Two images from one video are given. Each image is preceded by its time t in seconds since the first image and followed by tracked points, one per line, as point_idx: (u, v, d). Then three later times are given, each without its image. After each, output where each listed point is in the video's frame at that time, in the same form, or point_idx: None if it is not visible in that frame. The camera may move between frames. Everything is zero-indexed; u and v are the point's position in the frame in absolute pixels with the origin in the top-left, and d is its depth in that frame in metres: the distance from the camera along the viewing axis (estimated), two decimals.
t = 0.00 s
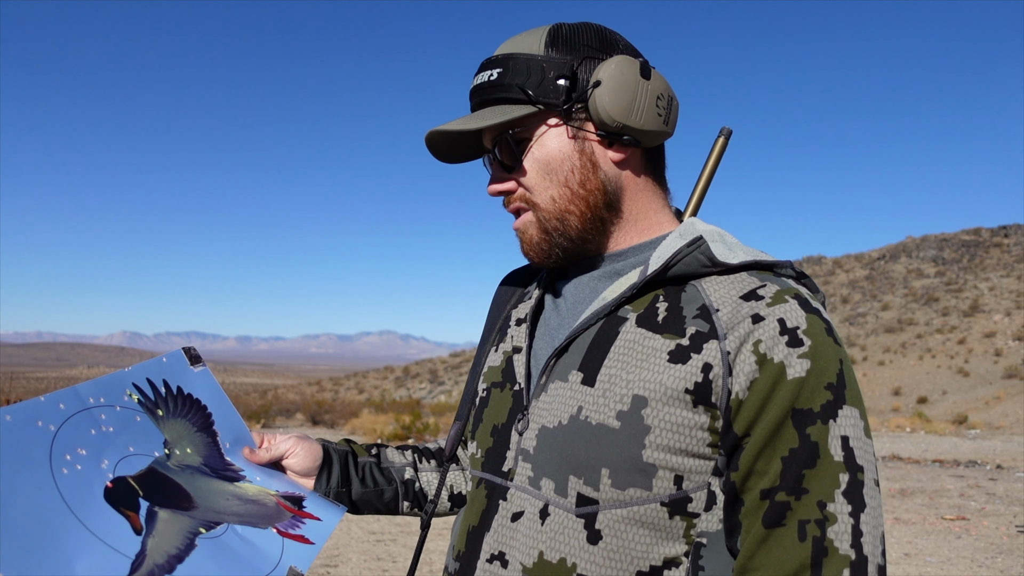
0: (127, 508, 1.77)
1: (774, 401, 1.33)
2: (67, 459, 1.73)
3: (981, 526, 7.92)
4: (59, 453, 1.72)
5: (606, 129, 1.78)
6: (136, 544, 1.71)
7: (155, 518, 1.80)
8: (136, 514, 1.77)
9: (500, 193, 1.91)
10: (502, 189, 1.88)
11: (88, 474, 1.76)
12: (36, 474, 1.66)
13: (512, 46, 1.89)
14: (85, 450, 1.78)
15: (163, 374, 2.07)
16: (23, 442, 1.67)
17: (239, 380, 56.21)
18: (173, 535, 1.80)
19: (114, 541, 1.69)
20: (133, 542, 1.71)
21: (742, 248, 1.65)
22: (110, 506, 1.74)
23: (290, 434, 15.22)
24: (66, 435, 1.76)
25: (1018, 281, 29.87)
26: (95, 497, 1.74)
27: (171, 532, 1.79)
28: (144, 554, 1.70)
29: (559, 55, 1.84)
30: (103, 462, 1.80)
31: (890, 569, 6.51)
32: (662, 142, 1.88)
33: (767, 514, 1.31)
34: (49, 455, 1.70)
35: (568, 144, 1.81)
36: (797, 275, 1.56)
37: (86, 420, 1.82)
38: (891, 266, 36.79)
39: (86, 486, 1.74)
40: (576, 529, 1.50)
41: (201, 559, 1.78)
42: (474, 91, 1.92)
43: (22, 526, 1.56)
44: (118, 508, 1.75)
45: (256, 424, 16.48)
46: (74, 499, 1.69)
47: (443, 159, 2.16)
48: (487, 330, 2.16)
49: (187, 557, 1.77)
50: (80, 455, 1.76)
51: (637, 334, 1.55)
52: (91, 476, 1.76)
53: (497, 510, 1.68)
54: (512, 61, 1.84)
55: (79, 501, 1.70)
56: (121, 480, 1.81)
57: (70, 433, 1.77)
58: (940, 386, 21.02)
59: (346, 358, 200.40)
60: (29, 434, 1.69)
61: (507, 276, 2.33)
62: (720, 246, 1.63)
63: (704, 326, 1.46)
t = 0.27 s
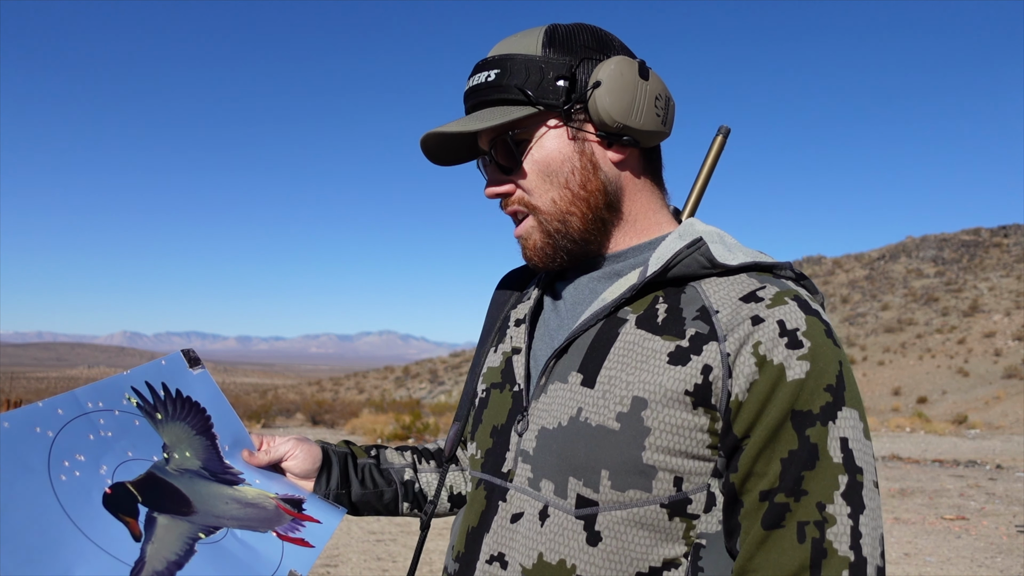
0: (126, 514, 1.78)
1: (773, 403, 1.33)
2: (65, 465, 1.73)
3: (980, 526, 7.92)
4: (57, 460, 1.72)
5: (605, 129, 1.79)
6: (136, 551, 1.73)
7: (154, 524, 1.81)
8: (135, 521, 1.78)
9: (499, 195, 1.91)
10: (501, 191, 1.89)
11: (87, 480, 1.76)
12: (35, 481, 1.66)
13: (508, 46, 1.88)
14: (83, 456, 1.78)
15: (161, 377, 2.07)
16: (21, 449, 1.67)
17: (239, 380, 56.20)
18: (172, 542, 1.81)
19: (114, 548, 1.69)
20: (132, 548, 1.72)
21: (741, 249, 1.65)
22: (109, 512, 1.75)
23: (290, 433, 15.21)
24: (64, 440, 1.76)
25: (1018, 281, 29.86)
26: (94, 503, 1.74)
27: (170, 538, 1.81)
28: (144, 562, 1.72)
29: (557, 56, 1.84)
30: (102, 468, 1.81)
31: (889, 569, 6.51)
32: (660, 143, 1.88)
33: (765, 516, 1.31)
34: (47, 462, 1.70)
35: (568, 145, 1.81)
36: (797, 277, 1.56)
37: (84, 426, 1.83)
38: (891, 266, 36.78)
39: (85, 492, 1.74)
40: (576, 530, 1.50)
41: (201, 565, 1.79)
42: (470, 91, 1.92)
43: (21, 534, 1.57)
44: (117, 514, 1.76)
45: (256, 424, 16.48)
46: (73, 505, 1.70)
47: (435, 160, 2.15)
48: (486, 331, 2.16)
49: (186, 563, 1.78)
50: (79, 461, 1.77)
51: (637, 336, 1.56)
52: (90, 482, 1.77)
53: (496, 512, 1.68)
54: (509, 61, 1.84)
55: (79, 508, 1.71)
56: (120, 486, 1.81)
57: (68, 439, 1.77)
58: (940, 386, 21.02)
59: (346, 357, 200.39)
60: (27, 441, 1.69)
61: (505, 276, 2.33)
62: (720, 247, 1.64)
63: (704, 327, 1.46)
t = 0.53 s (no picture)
0: (125, 513, 1.78)
1: (772, 403, 1.33)
2: (64, 464, 1.73)
3: (980, 526, 7.92)
4: (56, 458, 1.72)
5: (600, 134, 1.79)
6: (135, 550, 1.73)
7: (153, 523, 1.81)
8: (134, 519, 1.78)
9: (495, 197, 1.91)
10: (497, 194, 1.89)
11: (85, 478, 1.76)
12: (34, 479, 1.66)
13: (504, 49, 1.88)
14: (82, 454, 1.78)
15: (159, 376, 2.06)
16: (20, 447, 1.67)
17: (239, 380, 56.21)
18: (171, 541, 1.81)
19: (112, 547, 1.70)
20: (131, 548, 1.72)
21: (739, 250, 1.65)
22: (108, 510, 1.75)
23: (290, 433, 15.21)
24: (63, 439, 1.76)
25: (1018, 281, 29.87)
26: (93, 502, 1.74)
27: (169, 538, 1.81)
28: (143, 561, 1.72)
29: (553, 59, 1.83)
30: (100, 467, 1.81)
31: (889, 569, 6.51)
32: (657, 145, 1.88)
33: (764, 516, 1.31)
34: (46, 460, 1.70)
35: (563, 149, 1.81)
36: (795, 277, 1.56)
37: (82, 424, 1.82)
38: (892, 266, 36.78)
39: (84, 490, 1.74)
40: (574, 532, 1.50)
41: (200, 564, 1.79)
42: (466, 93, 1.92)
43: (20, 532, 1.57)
44: (116, 513, 1.76)
45: (256, 424, 16.48)
46: (72, 503, 1.70)
47: (434, 160, 2.15)
48: (484, 332, 2.16)
49: (185, 562, 1.78)
50: (77, 460, 1.77)
51: (635, 336, 1.56)
52: (88, 480, 1.77)
53: (495, 512, 1.68)
54: (504, 65, 1.84)
55: (78, 506, 1.71)
56: (118, 484, 1.81)
57: (67, 438, 1.77)
58: (940, 386, 21.01)
59: (346, 357, 200.41)
60: (26, 439, 1.69)
61: (502, 276, 2.33)
62: (717, 247, 1.64)
63: (703, 328, 1.46)
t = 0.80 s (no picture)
0: (122, 517, 1.78)
1: (770, 405, 1.33)
2: (61, 468, 1.73)
3: (980, 526, 7.92)
4: (52, 462, 1.72)
5: (601, 133, 1.79)
6: (132, 554, 1.73)
7: (150, 527, 1.81)
8: (131, 523, 1.78)
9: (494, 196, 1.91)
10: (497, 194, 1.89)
11: (82, 482, 1.76)
12: (29, 483, 1.66)
13: (504, 47, 1.88)
14: (79, 458, 1.78)
15: (156, 378, 2.05)
16: (16, 452, 1.67)
17: (239, 380, 56.23)
18: (168, 545, 1.81)
19: (109, 551, 1.70)
20: (128, 552, 1.72)
21: (738, 251, 1.65)
22: (105, 514, 1.75)
23: (290, 433, 15.22)
24: (59, 443, 1.76)
25: (1018, 280, 29.87)
26: (90, 506, 1.74)
27: (166, 542, 1.81)
28: (140, 565, 1.72)
29: (554, 58, 1.83)
30: (97, 470, 1.81)
31: (889, 569, 6.51)
32: (657, 145, 1.89)
33: (762, 517, 1.31)
34: (42, 464, 1.70)
35: (564, 149, 1.81)
36: (793, 278, 1.56)
37: (79, 427, 1.82)
38: (892, 266, 36.78)
39: (81, 494, 1.74)
40: (574, 534, 1.50)
41: (197, 568, 1.79)
42: (466, 91, 1.92)
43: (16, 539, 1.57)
44: (113, 517, 1.76)
45: (256, 424, 16.48)
46: (69, 507, 1.70)
47: (430, 159, 2.14)
48: (482, 333, 2.16)
49: (182, 566, 1.79)
50: (74, 463, 1.77)
51: (635, 339, 1.56)
52: (85, 484, 1.77)
53: (495, 515, 1.68)
54: (504, 63, 1.83)
55: (74, 510, 1.70)
56: (116, 488, 1.81)
57: (63, 441, 1.77)
58: (940, 386, 21.01)
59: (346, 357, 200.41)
60: (21, 443, 1.69)
61: (500, 276, 2.32)
62: (716, 248, 1.64)
63: (702, 330, 1.46)
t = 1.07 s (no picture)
0: (119, 515, 1.77)
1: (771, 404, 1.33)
2: (58, 466, 1.73)
3: (980, 526, 7.92)
4: (50, 460, 1.72)
5: (610, 131, 1.79)
6: (129, 553, 1.72)
7: (147, 526, 1.80)
8: (128, 522, 1.78)
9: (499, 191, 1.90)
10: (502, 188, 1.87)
11: (79, 481, 1.76)
12: (26, 481, 1.66)
13: (513, 41, 1.87)
14: (76, 456, 1.78)
15: (154, 377, 2.05)
16: (13, 449, 1.66)
17: (239, 380, 56.23)
18: (166, 544, 1.81)
19: (107, 549, 1.69)
20: (125, 551, 1.72)
21: (738, 251, 1.65)
22: (102, 513, 1.75)
23: (290, 433, 15.22)
24: (57, 440, 1.76)
25: (1018, 281, 29.88)
26: (87, 504, 1.74)
27: (163, 540, 1.80)
28: (137, 563, 1.71)
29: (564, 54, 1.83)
30: (94, 468, 1.80)
31: (889, 569, 6.50)
32: (661, 145, 1.89)
33: (763, 516, 1.31)
34: (39, 462, 1.70)
35: (573, 145, 1.81)
36: (792, 278, 1.56)
37: (76, 426, 1.82)
38: (892, 266, 36.78)
39: (78, 493, 1.74)
40: (576, 533, 1.50)
41: (195, 566, 1.78)
42: (473, 85, 1.90)
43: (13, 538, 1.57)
44: (110, 515, 1.75)
45: (256, 424, 16.48)
46: (65, 505, 1.69)
47: (433, 155, 2.15)
48: (481, 333, 2.15)
49: (180, 565, 1.78)
50: (71, 462, 1.76)
51: (635, 338, 1.56)
52: (82, 482, 1.76)
53: (495, 514, 1.68)
54: (515, 58, 1.83)
55: (72, 508, 1.70)
56: (113, 486, 1.81)
57: (61, 439, 1.77)
58: (940, 386, 21.01)
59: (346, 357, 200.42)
60: (19, 441, 1.69)
61: (498, 277, 2.32)
62: (716, 248, 1.64)
63: (702, 330, 1.46)
